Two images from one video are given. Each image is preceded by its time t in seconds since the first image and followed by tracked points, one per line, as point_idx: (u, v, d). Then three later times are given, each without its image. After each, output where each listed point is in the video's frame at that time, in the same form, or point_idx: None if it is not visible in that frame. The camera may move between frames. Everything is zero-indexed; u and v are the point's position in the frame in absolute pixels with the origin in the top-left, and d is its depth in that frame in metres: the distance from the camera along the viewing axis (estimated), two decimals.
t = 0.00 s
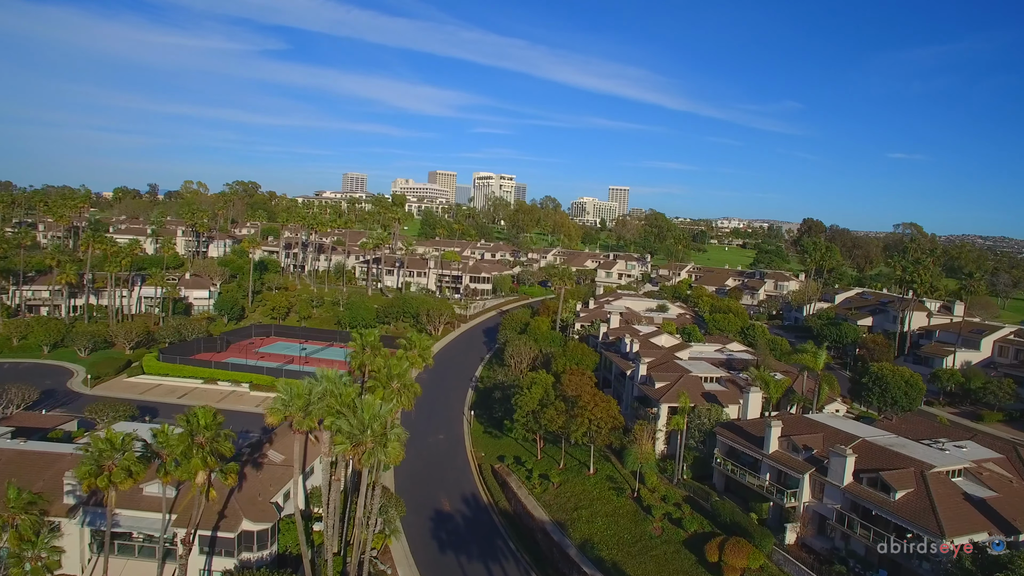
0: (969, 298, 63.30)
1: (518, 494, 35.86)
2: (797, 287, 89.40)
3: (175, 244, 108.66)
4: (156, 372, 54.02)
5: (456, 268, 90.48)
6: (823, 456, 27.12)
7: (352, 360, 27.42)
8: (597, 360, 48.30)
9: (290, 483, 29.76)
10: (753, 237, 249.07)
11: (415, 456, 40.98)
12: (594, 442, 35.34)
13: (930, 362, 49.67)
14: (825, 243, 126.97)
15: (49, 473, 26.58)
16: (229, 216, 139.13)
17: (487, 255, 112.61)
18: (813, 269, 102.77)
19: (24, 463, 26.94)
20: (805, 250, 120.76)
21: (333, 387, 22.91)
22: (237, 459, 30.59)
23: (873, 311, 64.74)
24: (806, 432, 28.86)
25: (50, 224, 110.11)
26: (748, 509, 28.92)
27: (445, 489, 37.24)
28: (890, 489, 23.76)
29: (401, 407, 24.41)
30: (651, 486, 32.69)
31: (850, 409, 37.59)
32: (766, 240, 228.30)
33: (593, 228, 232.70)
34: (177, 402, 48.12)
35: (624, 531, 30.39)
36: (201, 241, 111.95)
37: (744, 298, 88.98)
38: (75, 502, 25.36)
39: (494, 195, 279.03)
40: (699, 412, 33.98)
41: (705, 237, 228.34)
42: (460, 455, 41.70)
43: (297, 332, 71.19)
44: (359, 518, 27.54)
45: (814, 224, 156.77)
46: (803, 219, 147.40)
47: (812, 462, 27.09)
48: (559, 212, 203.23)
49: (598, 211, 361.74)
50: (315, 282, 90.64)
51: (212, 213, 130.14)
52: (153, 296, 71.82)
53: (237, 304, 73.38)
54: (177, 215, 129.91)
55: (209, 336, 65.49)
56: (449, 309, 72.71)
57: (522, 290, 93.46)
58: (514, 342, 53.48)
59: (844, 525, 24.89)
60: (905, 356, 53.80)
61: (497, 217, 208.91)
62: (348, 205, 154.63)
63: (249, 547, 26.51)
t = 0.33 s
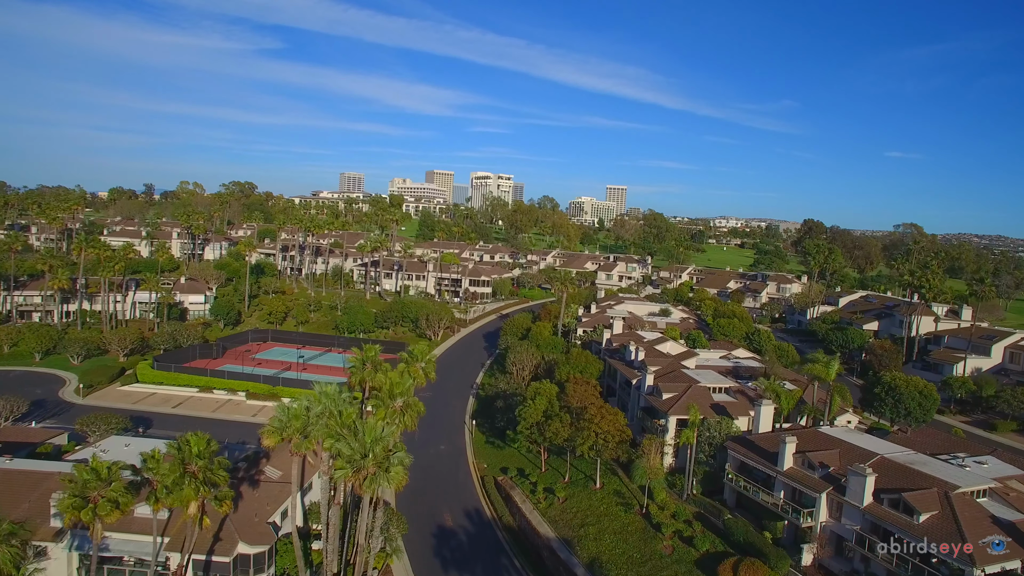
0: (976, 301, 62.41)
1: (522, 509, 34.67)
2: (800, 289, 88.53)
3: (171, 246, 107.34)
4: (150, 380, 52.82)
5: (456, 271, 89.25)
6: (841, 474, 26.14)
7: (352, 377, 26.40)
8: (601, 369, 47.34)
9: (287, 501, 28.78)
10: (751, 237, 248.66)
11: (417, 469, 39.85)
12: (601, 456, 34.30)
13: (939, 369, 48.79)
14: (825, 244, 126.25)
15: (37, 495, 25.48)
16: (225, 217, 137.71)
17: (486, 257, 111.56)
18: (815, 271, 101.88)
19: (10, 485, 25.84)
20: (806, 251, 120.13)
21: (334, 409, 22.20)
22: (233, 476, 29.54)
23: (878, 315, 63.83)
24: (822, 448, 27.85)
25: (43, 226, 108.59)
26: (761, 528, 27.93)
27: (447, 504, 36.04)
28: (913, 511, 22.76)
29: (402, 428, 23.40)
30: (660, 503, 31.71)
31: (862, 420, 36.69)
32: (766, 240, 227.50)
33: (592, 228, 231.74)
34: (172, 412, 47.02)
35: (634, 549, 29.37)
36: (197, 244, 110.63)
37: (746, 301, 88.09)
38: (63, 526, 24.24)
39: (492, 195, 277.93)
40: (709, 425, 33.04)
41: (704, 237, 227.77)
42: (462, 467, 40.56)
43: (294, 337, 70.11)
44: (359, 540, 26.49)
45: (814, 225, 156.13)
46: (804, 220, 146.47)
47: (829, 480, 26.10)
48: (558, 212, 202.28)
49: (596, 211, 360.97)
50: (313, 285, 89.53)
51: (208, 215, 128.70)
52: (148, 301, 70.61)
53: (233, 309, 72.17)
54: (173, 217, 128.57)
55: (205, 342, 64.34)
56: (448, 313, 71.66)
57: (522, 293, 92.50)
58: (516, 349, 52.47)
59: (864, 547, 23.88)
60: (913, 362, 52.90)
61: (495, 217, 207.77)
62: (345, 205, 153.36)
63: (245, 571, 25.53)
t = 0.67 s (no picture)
0: (983, 305, 61.54)
1: (527, 523, 33.58)
2: (803, 292, 87.66)
3: (167, 249, 106.07)
4: (145, 389, 51.61)
5: (455, 274, 88.09)
6: (859, 493, 25.16)
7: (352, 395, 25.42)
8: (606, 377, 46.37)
9: (285, 520, 27.80)
10: (750, 237, 247.92)
11: (417, 482, 38.76)
12: (608, 470, 33.32)
13: (949, 376, 47.92)
14: (826, 245, 125.39)
15: (22, 518, 24.42)
16: (221, 219, 136.41)
17: (486, 259, 110.56)
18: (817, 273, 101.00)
19: None
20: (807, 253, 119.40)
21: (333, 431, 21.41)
22: (229, 495, 28.54)
23: (884, 319, 62.94)
24: (838, 466, 26.87)
25: (36, 229, 107.20)
26: (776, 547, 26.94)
27: (449, 519, 34.90)
28: (938, 535, 21.72)
29: (404, 449, 22.44)
30: (669, 519, 30.76)
31: (874, 431, 35.79)
32: (765, 240, 226.66)
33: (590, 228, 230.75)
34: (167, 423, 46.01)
35: (644, 568, 28.36)
36: (193, 246, 109.34)
37: (749, 304, 87.20)
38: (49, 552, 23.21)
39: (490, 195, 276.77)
40: (719, 439, 32.10)
41: (703, 237, 226.89)
42: (464, 480, 39.49)
43: (291, 343, 69.08)
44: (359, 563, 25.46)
45: (815, 225, 155.23)
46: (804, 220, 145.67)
47: (847, 499, 25.11)
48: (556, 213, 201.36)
49: (595, 211, 360.08)
50: (310, 289, 88.46)
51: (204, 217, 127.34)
52: (142, 306, 69.31)
53: (229, 314, 71.00)
54: (169, 218, 127.18)
55: (200, 348, 63.16)
56: (448, 318, 70.57)
57: (522, 296, 91.51)
58: (518, 356, 51.50)
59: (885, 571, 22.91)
60: (921, 369, 52.01)
61: (494, 218, 206.69)
62: (343, 205, 151.98)
63: None
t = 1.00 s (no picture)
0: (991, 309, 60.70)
1: (532, 540, 32.51)
2: (806, 295, 86.89)
3: (163, 252, 104.83)
4: (139, 399, 50.51)
5: (455, 277, 87.05)
6: (880, 514, 24.19)
7: (353, 415, 24.46)
8: (610, 385, 45.44)
9: (283, 541, 26.74)
10: (749, 237, 247.34)
11: (419, 496, 37.72)
12: (615, 485, 32.31)
13: (959, 384, 47.09)
14: (828, 247, 124.57)
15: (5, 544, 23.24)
16: (218, 221, 135.20)
17: (485, 262, 109.63)
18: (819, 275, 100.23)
19: None
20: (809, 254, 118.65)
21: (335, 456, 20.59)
22: (223, 516, 27.45)
23: (890, 323, 62.13)
24: (856, 484, 25.89)
25: (30, 232, 105.81)
26: (791, 569, 26.01)
27: (452, 534, 33.82)
28: (967, 563, 20.83)
29: (407, 473, 21.51)
30: (679, 537, 29.80)
31: (887, 443, 34.88)
32: (764, 240, 226.34)
33: (589, 228, 230.08)
34: (161, 435, 44.97)
35: None
36: (189, 249, 108.12)
37: (751, 307, 86.40)
38: None
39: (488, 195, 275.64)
40: (730, 454, 31.16)
41: (702, 238, 226.21)
42: (467, 493, 38.44)
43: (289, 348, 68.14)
44: None
45: (816, 226, 154.54)
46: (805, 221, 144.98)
47: (868, 521, 24.14)
48: (555, 213, 200.49)
49: (593, 211, 359.27)
50: (308, 293, 87.44)
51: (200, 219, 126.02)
52: (137, 312, 68.18)
53: (226, 319, 69.88)
54: (165, 220, 125.92)
55: (197, 355, 62.12)
56: (448, 322, 69.60)
57: (522, 300, 90.56)
58: (519, 364, 50.62)
59: None
60: (929, 375, 51.18)
61: (493, 218, 205.78)
62: (341, 207, 150.92)
63: None
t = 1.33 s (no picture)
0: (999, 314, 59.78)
1: (538, 557, 31.51)
2: (810, 298, 85.96)
3: (159, 255, 103.70)
4: (134, 408, 49.55)
5: (455, 281, 85.90)
6: (902, 536, 23.26)
7: (353, 437, 23.61)
8: (615, 394, 44.52)
9: (281, 563, 25.70)
10: (749, 237, 246.53)
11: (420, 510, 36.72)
12: (623, 502, 31.35)
13: (970, 391, 46.10)
14: (830, 249, 123.62)
15: None
16: (215, 223, 133.99)
17: (485, 264, 108.63)
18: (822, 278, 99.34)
19: None
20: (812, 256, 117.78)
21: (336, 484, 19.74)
22: (219, 538, 26.44)
23: (897, 327, 61.18)
24: (875, 504, 24.98)
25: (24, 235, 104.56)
26: None
27: (454, 549, 32.75)
28: None
29: (410, 499, 20.66)
30: (690, 555, 28.86)
31: (901, 456, 33.90)
32: (764, 240, 225.53)
33: (588, 229, 229.18)
34: (156, 447, 44.01)
35: None
36: (186, 252, 106.92)
37: (755, 310, 85.48)
38: None
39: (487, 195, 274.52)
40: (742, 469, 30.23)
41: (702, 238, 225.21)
42: (469, 506, 37.44)
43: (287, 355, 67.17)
44: None
45: (817, 227, 153.60)
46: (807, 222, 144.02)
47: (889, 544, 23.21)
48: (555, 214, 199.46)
49: (592, 211, 358.05)
50: (307, 297, 86.45)
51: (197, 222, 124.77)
52: (133, 318, 67.10)
53: (223, 325, 68.80)
54: (161, 223, 124.62)
55: (193, 361, 61.10)
56: (449, 327, 68.56)
57: (523, 303, 89.59)
58: (521, 372, 49.73)
59: None
60: (939, 382, 50.19)
61: (492, 218, 204.78)
62: (339, 209, 149.76)
63: None
